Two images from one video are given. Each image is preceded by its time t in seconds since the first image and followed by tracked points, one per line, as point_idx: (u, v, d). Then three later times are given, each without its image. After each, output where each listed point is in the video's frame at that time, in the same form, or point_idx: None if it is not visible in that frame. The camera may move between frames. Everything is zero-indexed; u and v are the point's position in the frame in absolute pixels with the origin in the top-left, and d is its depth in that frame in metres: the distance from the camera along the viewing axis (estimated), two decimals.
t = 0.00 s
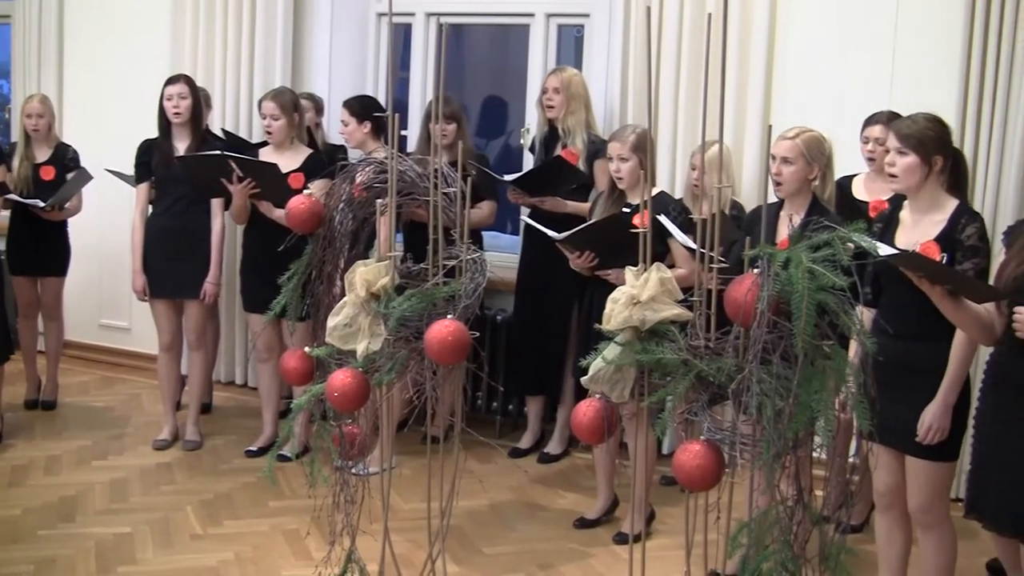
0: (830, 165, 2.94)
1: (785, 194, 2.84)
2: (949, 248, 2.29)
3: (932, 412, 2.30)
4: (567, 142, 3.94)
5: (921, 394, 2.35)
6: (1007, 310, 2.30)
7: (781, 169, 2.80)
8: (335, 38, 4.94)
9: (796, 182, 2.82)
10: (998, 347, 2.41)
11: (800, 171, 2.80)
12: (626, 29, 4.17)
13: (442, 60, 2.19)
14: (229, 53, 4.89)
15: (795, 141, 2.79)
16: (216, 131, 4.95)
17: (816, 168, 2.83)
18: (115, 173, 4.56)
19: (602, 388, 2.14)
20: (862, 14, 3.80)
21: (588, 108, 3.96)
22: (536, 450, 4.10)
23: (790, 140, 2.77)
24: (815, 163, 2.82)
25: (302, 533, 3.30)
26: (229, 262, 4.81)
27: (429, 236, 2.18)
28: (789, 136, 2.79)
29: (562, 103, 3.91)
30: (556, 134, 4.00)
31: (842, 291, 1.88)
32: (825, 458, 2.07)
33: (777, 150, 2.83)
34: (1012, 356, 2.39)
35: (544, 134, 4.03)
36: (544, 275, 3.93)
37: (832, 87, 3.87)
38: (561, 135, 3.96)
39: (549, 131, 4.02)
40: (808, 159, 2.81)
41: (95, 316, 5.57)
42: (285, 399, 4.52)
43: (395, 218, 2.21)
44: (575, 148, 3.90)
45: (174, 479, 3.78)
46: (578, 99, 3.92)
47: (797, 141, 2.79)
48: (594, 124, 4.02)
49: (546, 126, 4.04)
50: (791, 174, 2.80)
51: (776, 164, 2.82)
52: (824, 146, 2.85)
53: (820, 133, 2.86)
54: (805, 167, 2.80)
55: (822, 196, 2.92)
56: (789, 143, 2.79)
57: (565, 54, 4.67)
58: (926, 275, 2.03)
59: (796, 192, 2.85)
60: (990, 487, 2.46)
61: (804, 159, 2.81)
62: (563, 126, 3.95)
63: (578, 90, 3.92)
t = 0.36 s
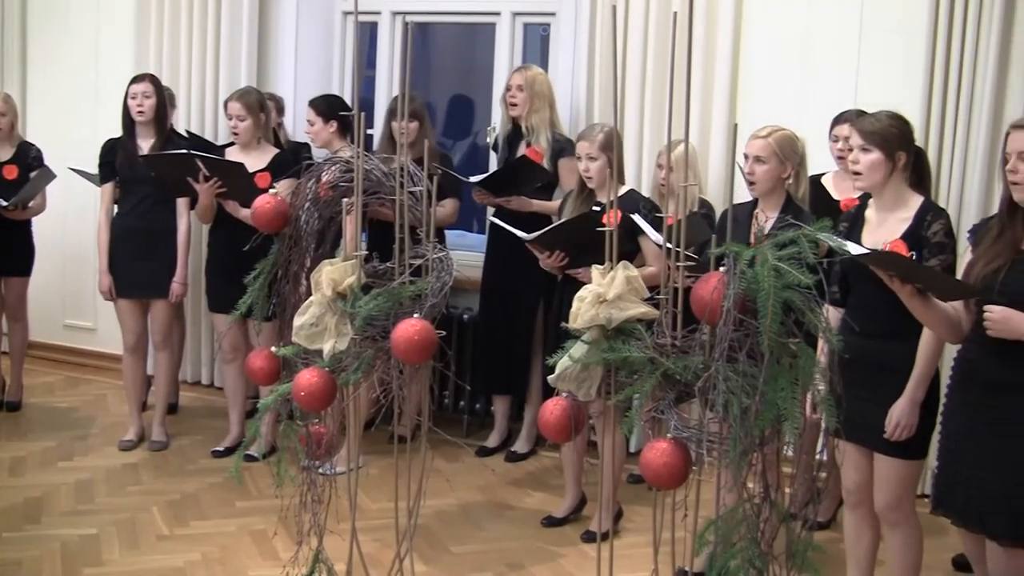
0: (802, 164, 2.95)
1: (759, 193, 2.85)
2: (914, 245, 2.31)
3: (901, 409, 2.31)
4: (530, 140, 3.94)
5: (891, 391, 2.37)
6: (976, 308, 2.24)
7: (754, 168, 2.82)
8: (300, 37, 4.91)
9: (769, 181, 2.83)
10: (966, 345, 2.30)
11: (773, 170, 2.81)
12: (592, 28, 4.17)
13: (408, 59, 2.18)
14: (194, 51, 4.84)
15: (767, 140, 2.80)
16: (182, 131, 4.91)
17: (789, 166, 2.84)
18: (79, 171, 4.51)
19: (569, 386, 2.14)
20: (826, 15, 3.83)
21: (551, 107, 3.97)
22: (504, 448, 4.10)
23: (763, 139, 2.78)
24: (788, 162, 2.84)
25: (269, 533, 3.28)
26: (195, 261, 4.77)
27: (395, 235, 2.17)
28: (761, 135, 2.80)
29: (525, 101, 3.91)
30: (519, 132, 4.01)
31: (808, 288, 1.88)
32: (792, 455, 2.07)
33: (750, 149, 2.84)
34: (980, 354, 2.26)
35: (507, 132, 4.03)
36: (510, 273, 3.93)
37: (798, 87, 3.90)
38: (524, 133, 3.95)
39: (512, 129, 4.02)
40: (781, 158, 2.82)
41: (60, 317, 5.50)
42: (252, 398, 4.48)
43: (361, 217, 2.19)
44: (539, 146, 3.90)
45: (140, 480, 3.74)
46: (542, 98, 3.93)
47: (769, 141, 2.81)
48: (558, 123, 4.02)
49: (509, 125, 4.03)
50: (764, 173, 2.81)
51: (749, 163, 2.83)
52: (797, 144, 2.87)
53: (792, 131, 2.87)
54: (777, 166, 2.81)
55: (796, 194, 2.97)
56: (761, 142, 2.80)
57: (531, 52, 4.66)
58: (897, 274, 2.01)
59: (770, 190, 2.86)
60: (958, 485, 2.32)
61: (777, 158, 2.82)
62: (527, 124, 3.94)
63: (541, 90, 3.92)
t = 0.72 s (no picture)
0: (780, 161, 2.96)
1: (737, 193, 2.87)
2: (894, 244, 2.32)
3: (870, 408, 2.33)
4: (497, 138, 3.94)
5: (863, 389, 2.39)
6: (958, 307, 2.24)
7: (731, 168, 2.83)
8: (272, 35, 4.88)
9: (746, 180, 2.84)
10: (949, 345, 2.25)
11: (750, 170, 2.83)
12: (564, 27, 4.17)
13: (379, 58, 2.18)
14: (165, 49, 4.80)
15: (743, 140, 2.81)
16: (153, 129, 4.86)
17: (766, 165, 2.85)
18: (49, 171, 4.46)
19: (542, 385, 2.15)
20: (797, 16, 3.86)
21: (519, 107, 3.96)
22: (476, 448, 4.09)
23: (739, 139, 2.80)
24: (765, 161, 2.85)
25: (242, 534, 3.26)
26: (166, 261, 4.73)
27: (367, 234, 2.16)
28: (738, 135, 2.82)
29: (494, 100, 3.91)
30: (486, 131, 4.00)
31: (779, 287, 1.90)
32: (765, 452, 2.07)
33: (727, 148, 2.86)
34: (963, 354, 2.22)
35: (474, 131, 4.04)
36: (478, 271, 3.93)
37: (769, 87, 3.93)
38: (492, 131, 3.95)
39: (480, 128, 4.02)
40: (757, 158, 2.83)
41: (30, 317, 5.44)
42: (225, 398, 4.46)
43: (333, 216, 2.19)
44: (506, 145, 3.89)
45: (112, 481, 3.71)
46: (511, 97, 3.93)
47: (746, 140, 2.82)
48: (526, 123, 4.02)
49: (478, 123, 4.04)
50: (741, 173, 2.83)
51: (726, 163, 2.85)
52: (773, 143, 2.88)
53: (768, 130, 2.88)
54: (754, 165, 2.83)
55: (773, 192, 2.95)
56: (738, 142, 2.82)
57: (503, 51, 4.66)
58: (881, 274, 2.01)
59: (748, 190, 2.87)
60: (939, 483, 2.26)
61: (754, 158, 2.83)
62: (494, 124, 3.95)
63: (510, 89, 3.92)
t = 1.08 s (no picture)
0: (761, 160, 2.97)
1: (717, 192, 2.88)
2: (879, 244, 2.31)
3: (852, 409, 2.33)
4: (472, 137, 3.93)
5: (844, 389, 2.38)
6: (949, 309, 2.27)
7: (712, 166, 2.84)
8: (249, 34, 4.85)
9: (727, 179, 2.85)
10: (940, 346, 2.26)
11: (731, 168, 2.84)
12: (541, 27, 4.18)
13: (357, 58, 2.17)
14: (141, 48, 4.77)
15: (724, 139, 2.83)
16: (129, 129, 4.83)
17: (747, 164, 2.86)
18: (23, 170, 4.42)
19: (520, 384, 2.15)
20: (773, 16, 3.87)
21: (495, 105, 3.96)
22: (455, 446, 4.09)
23: (720, 138, 2.81)
24: (745, 160, 2.86)
25: (219, 534, 3.25)
26: (143, 261, 4.70)
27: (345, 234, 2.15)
28: (718, 134, 2.83)
29: (469, 98, 3.91)
30: (460, 130, 4.01)
31: (757, 285, 1.91)
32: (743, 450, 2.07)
33: (708, 147, 2.87)
34: (955, 355, 2.21)
35: (450, 129, 4.04)
36: (454, 269, 3.93)
37: (747, 87, 3.95)
38: (467, 129, 3.95)
39: (455, 127, 4.03)
40: (738, 156, 2.84)
41: (5, 318, 5.39)
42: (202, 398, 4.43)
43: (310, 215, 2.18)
44: (480, 144, 3.89)
45: (89, 482, 3.68)
46: (486, 96, 3.93)
47: (726, 139, 2.84)
48: (501, 122, 4.01)
49: (453, 122, 4.04)
50: (721, 171, 2.83)
51: (707, 161, 2.86)
52: (754, 142, 2.90)
53: (749, 129, 2.90)
54: (735, 163, 2.84)
55: (754, 191, 2.96)
56: (719, 140, 2.83)
57: (480, 51, 4.66)
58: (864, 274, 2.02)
59: (729, 189, 2.88)
60: (930, 484, 2.25)
61: (735, 157, 2.84)
62: (469, 121, 3.94)
63: (485, 87, 3.92)
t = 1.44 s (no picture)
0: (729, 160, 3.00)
1: (686, 191, 2.90)
2: (853, 245, 2.32)
3: (832, 413, 2.34)
4: (440, 136, 3.93)
5: (825, 392, 2.39)
6: (926, 309, 2.21)
7: (681, 164, 2.86)
8: (217, 33, 4.82)
9: (695, 178, 2.87)
10: (915, 346, 2.19)
11: (699, 166, 2.85)
12: (510, 27, 4.19)
13: (325, 57, 2.17)
14: (108, 48, 4.74)
15: (694, 137, 2.86)
16: (96, 128, 4.79)
17: (716, 162, 2.88)
18: None
19: (490, 383, 2.16)
20: (740, 17, 3.91)
21: (463, 104, 3.96)
22: (425, 446, 4.09)
23: (690, 136, 2.83)
24: (715, 158, 2.88)
25: (189, 535, 3.23)
26: (110, 261, 4.67)
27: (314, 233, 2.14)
28: (688, 132, 2.85)
29: (437, 98, 3.90)
30: (430, 129, 4.00)
31: (725, 283, 1.93)
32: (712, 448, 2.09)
33: (678, 145, 2.89)
34: (928, 354, 2.14)
35: (418, 129, 4.03)
36: (424, 267, 3.93)
37: (715, 87, 3.97)
38: (435, 128, 3.94)
39: (424, 126, 4.01)
40: (707, 155, 2.86)
41: None
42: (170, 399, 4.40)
43: (279, 215, 2.17)
44: (448, 143, 3.90)
45: (56, 483, 3.65)
46: (454, 95, 3.92)
47: (696, 137, 2.86)
48: (468, 121, 4.02)
49: (421, 122, 4.03)
50: (690, 169, 2.85)
51: (676, 160, 2.88)
52: (723, 141, 2.92)
53: (718, 128, 2.93)
54: (704, 162, 2.86)
55: (723, 191, 2.98)
56: (689, 139, 2.86)
57: (449, 50, 4.66)
58: (835, 272, 2.02)
59: (698, 187, 2.89)
60: (903, 484, 2.16)
61: (704, 155, 2.86)
62: (437, 121, 3.93)
63: (453, 87, 3.91)
